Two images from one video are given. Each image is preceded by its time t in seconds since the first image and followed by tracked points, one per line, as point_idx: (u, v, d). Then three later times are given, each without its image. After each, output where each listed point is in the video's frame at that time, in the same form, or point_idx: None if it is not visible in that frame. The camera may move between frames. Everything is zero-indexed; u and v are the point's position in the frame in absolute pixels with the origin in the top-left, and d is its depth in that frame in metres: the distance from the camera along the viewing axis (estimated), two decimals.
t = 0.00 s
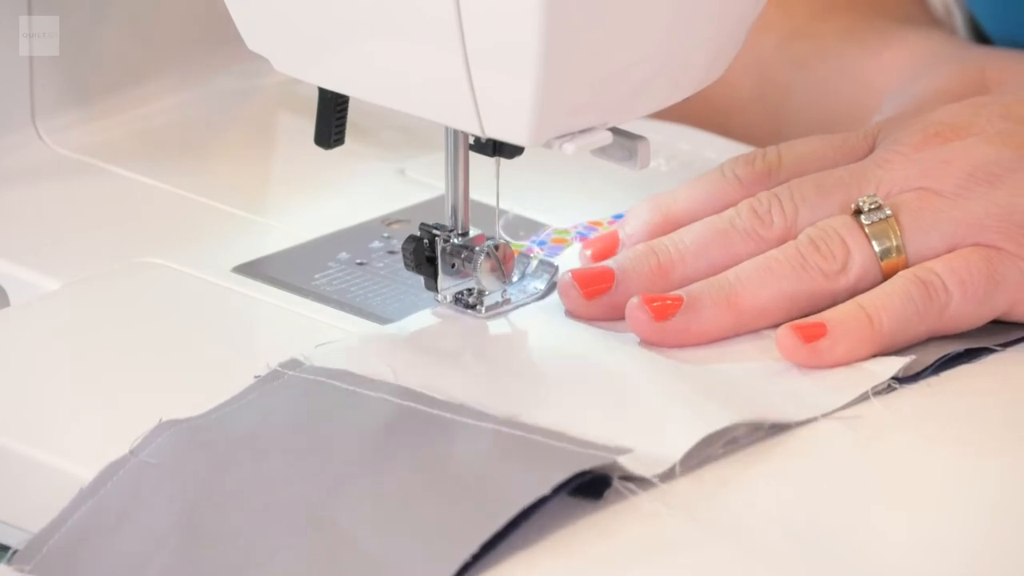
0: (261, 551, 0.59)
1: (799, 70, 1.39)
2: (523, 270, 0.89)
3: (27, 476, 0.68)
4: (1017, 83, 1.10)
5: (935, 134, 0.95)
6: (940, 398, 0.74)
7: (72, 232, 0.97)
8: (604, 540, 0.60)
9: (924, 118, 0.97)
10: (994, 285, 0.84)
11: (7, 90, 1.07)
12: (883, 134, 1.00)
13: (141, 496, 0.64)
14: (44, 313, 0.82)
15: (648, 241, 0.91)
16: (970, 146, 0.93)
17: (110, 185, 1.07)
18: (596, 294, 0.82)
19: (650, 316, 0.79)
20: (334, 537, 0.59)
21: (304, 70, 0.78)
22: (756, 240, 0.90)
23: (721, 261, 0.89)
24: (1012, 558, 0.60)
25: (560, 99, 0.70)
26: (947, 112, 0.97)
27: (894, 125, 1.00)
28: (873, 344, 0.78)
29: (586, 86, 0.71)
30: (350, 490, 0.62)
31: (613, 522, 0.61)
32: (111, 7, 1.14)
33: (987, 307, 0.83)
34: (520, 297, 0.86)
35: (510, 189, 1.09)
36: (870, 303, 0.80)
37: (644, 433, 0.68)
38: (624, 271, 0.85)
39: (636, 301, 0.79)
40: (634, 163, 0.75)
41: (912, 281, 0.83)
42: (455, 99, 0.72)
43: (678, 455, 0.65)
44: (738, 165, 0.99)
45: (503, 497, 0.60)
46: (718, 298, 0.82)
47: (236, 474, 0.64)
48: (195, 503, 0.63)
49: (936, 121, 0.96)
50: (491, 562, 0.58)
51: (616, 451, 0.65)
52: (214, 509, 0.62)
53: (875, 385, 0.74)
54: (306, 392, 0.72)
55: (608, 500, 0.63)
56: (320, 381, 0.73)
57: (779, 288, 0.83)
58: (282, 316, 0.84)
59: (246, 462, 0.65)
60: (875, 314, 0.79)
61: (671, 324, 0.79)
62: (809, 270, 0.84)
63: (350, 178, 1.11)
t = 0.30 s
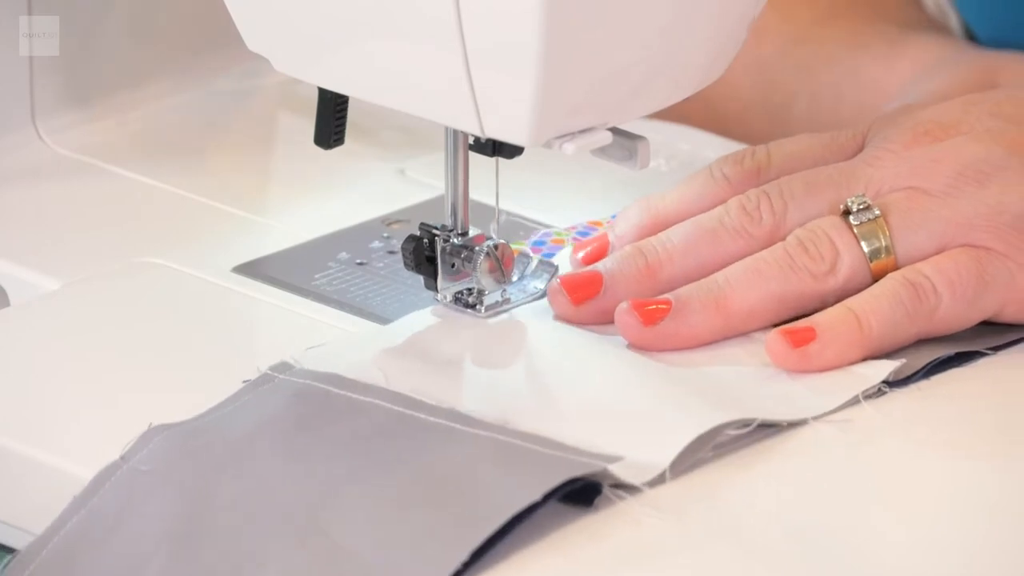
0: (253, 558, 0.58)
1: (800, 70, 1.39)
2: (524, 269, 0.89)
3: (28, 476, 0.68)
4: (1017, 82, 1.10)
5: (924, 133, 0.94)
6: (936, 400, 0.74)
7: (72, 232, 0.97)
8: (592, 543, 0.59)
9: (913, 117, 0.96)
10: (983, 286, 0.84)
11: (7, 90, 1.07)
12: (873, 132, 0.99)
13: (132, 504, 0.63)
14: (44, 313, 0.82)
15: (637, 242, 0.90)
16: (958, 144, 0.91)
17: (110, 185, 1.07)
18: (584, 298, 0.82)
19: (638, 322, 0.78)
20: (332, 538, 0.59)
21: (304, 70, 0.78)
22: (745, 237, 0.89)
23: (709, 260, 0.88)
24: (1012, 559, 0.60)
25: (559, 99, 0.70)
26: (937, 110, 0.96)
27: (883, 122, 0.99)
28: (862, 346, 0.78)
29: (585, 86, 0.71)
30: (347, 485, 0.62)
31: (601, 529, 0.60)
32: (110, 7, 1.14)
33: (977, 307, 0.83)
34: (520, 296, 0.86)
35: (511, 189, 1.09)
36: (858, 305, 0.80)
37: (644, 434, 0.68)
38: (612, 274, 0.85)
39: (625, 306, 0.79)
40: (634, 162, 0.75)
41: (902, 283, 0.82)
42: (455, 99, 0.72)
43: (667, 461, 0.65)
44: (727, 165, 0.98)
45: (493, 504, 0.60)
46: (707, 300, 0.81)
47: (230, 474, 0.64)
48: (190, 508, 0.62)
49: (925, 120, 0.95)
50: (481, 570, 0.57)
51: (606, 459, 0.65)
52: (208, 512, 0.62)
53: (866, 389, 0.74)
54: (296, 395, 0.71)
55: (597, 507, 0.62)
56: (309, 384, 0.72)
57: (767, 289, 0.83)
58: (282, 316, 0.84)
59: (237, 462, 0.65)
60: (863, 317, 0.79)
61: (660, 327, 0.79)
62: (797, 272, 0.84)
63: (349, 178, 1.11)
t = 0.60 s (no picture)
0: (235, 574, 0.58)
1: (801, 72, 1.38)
2: (524, 271, 0.89)
3: (28, 476, 0.68)
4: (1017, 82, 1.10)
5: (910, 146, 0.93)
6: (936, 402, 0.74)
7: (72, 232, 0.97)
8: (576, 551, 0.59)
9: (899, 128, 0.96)
10: (966, 296, 0.82)
11: (7, 90, 1.07)
12: (859, 143, 0.98)
13: (115, 519, 0.62)
14: (44, 312, 0.82)
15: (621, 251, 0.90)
16: (943, 156, 0.91)
17: (110, 185, 1.07)
18: (568, 304, 0.82)
19: (620, 326, 0.78)
20: (319, 545, 0.58)
21: (304, 70, 0.78)
22: (729, 250, 0.89)
23: (692, 270, 0.88)
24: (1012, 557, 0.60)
25: (559, 99, 0.70)
26: (928, 119, 0.96)
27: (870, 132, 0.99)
28: (842, 351, 0.77)
29: (585, 86, 0.71)
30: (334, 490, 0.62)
31: (579, 538, 0.60)
32: (110, 7, 1.14)
33: (960, 317, 0.82)
34: (520, 299, 0.86)
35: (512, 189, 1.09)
36: (839, 311, 0.79)
37: (644, 436, 0.68)
38: (596, 279, 0.84)
39: (607, 310, 0.79)
40: (634, 162, 0.75)
41: (883, 289, 0.82)
42: (456, 99, 0.72)
43: (644, 473, 0.65)
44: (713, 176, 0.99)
45: (473, 511, 0.59)
46: (688, 307, 0.81)
47: (213, 485, 0.63)
48: (177, 519, 0.62)
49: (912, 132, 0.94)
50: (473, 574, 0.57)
51: (581, 468, 0.65)
52: (196, 524, 0.61)
53: (844, 395, 0.73)
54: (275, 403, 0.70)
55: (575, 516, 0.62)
56: (287, 391, 0.71)
57: (750, 297, 0.83)
58: (283, 316, 0.84)
59: (219, 473, 0.64)
60: (844, 322, 0.79)
61: (642, 333, 0.78)
62: (780, 282, 0.84)
63: (349, 178, 1.11)
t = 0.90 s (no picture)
0: None
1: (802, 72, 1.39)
2: (523, 270, 0.89)
3: (29, 476, 0.68)
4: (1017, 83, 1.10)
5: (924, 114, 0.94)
6: (936, 405, 0.73)
7: (72, 232, 0.97)
8: (557, 564, 0.58)
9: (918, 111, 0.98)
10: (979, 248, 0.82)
11: (8, 90, 1.07)
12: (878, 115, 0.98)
13: (104, 544, 0.62)
14: (44, 312, 0.82)
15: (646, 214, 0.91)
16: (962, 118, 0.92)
17: (110, 185, 1.07)
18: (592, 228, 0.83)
19: (639, 233, 0.80)
20: (302, 566, 0.58)
21: (304, 71, 0.78)
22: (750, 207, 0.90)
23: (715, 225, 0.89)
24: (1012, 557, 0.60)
25: (559, 99, 0.70)
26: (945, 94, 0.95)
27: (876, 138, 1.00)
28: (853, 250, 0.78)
29: (585, 86, 0.70)
30: (323, 497, 0.61)
31: (559, 550, 0.59)
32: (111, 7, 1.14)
33: (971, 266, 0.82)
34: (520, 298, 0.86)
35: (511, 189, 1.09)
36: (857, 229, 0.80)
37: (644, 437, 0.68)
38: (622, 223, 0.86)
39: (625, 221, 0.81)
40: (635, 163, 0.74)
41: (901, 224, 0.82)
42: (456, 99, 0.72)
43: (635, 479, 0.64)
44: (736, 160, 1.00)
45: (451, 530, 0.58)
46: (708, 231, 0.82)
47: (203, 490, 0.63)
48: (166, 544, 0.61)
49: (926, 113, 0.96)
50: None
51: (564, 482, 0.63)
52: (186, 536, 0.61)
53: (833, 398, 0.73)
54: (259, 413, 0.69)
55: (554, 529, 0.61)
56: (270, 401, 0.70)
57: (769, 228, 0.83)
58: (283, 316, 0.84)
59: (209, 478, 0.63)
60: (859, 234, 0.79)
61: (659, 242, 0.79)
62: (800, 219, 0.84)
63: (349, 178, 1.11)
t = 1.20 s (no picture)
0: None
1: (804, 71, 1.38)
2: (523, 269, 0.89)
3: (30, 476, 0.68)
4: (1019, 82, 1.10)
5: (945, 152, 0.91)
6: (928, 407, 0.73)
7: (72, 233, 0.97)
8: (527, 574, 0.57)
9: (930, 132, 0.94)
10: (1008, 296, 0.82)
11: (8, 89, 1.07)
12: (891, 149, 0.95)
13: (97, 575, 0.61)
14: (44, 312, 0.82)
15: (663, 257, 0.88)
16: (980, 164, 0.89)
17: (110, 185, 1.07)
18: (613, 304, 0.80)
19: (661, 322, 0.78)
20: None
21: (304, 71, 0.78)
22: (773, 262, 0.87)
23: (735, 278, 0.86)
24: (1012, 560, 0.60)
25: (558, 100, 0.70)
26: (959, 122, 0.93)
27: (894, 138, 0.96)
28: (882, 349, 0.77)
29: (584, 86, 0.71)
30: (310, 498, 0.61)
31: (531, 560, 0.58)
32: (111, 7, 1.14)
33: (1002, 313, 0.82)
34: (520, 297, 0.86)
35: (511, 189, 1.09)
36: (878, 309, 0.79)
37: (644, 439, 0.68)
38: (639, 281, 0.82)
39: (648, 307, 0.78)
40: (635, 162, 0.75)
41: (924, 289, 0.82)
42: (456, 100, 0.72)
43: (623, 481, 0.63)
44: (755, 205, 0.94)
45: (429, 535, 0.58)
46: (727, 305, 0.80)
47: (189, 503, 0.62)
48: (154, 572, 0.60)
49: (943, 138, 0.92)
50: None
51: (539, 490, 0.62)
52: (180, 551, 0.60)
53: (811, 405, 0.72)
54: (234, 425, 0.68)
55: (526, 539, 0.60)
56: (245, 412, 0.69)
57: (789, 299, 0.81)
58: (283, 317, 0.84)
59: (190, 495, 0.62)
60: (884, 322, 0.78)
61: (684, 330, 0.78)
62: (819, 285, 0.82)
63: (349, 179, 1.11)
